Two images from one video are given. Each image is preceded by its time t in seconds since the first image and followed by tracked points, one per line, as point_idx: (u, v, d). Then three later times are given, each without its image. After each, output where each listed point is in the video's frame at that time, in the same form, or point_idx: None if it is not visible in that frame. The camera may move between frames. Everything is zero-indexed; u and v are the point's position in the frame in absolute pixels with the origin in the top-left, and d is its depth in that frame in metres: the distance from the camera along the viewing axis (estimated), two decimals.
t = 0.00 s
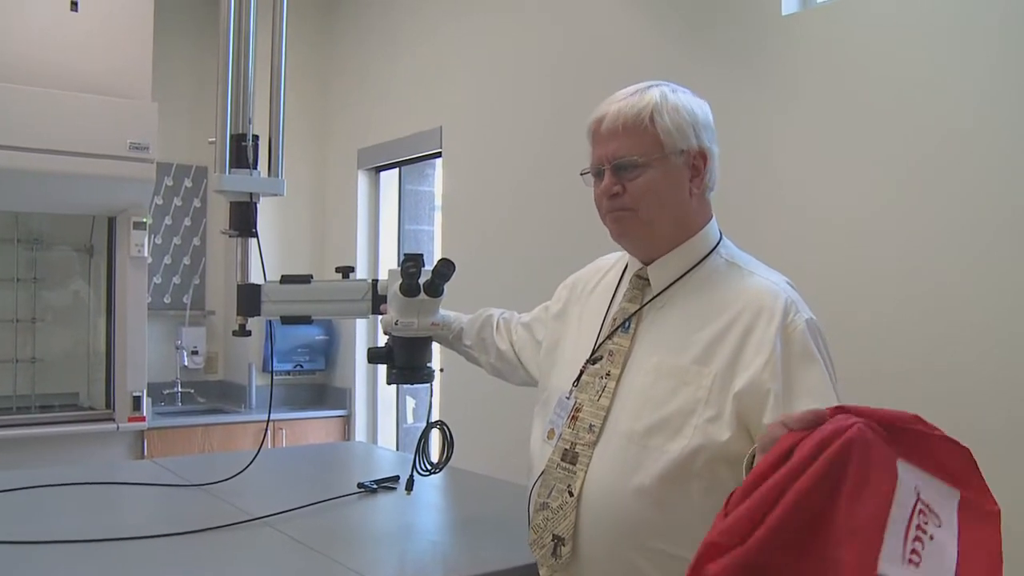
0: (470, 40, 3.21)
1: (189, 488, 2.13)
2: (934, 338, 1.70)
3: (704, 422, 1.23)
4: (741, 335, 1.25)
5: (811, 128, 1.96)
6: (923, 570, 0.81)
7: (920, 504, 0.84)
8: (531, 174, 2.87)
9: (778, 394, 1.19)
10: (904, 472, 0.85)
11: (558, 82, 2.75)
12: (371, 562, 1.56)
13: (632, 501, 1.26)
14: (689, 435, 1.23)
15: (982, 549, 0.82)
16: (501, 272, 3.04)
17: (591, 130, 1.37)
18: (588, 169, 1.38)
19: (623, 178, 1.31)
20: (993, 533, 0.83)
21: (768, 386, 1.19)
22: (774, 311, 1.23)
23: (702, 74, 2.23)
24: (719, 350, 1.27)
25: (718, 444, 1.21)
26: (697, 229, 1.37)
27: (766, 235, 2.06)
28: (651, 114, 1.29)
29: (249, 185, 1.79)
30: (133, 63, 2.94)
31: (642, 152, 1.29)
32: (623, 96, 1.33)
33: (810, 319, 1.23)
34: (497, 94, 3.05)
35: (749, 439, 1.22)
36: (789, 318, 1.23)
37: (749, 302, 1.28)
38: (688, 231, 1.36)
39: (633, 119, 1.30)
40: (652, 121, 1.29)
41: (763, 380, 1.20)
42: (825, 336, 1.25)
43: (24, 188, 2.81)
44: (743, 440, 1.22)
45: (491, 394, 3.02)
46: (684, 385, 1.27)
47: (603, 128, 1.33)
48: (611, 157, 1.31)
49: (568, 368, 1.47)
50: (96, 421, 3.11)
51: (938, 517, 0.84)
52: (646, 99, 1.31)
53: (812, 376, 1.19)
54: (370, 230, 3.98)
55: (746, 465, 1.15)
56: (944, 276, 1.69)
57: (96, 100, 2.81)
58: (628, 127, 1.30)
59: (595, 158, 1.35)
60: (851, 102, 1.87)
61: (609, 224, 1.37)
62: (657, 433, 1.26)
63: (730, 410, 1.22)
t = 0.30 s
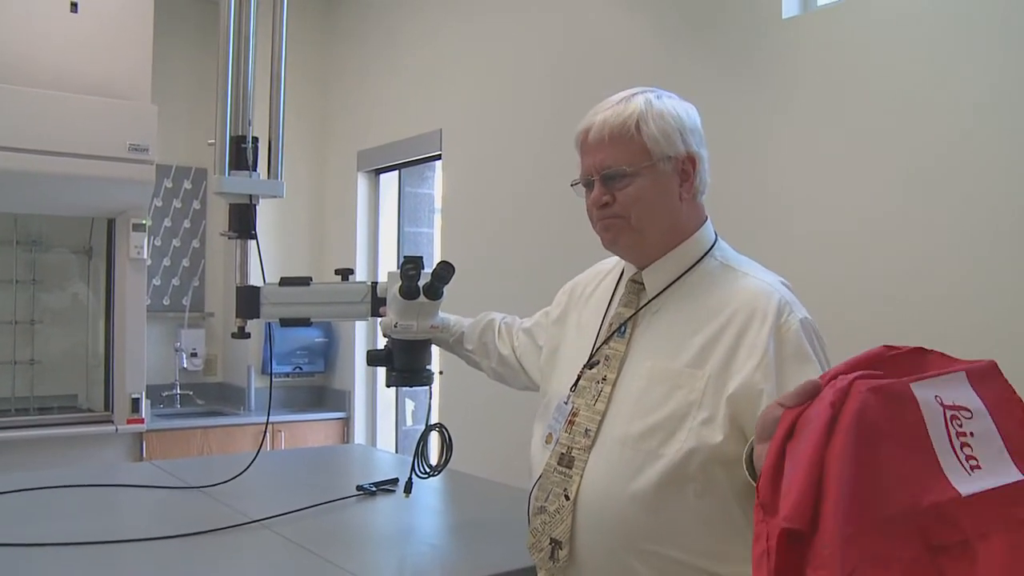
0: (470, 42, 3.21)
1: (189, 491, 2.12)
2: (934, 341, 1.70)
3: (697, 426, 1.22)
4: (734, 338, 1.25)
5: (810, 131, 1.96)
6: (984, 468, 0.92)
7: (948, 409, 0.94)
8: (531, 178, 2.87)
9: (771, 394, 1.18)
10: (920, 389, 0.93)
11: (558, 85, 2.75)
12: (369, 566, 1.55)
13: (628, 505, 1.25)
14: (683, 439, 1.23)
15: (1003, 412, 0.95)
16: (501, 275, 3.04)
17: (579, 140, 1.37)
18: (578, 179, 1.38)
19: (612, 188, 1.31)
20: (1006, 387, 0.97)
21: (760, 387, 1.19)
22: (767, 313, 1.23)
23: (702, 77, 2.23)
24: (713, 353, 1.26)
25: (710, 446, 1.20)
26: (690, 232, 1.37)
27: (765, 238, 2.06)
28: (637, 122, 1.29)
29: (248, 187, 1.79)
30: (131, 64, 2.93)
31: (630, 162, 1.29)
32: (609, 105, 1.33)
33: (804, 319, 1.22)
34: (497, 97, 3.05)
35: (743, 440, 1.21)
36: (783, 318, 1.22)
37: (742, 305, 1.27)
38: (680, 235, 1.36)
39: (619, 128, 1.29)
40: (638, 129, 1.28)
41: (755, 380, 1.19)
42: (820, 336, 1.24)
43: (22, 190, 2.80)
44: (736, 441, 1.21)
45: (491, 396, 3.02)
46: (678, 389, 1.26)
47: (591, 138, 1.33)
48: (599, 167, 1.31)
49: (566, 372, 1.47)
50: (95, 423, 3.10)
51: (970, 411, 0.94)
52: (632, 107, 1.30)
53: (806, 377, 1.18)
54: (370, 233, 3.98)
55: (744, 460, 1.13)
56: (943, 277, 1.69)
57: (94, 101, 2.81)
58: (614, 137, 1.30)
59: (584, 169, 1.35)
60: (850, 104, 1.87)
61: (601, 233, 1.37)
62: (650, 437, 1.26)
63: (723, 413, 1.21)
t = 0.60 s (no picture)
0: (468, 48, 3.22)
1: (188, 497, 2.12)
2: (935, 343, 1.70)
3: (689, 429, 1.22)
4: (726, 340, 1.25)
5: (808, 134, 1.96)
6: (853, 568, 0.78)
7: (828, 494, 0.79)
8: (530, 183, 2.88)
9: (761, 397, 1.18)
10: (799, 470, 0.79)
11: (557, 89, 2.76)
12: (368, 570, 1.55)
13: (624, 508, 1.25)
14: (676, 442, 1.23)
15: (907, 506, 0.80)
16: (500, 279, 3.04)
17: (580, 140, 1.36)
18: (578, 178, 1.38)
19: (610, 190, 1.30)
20: (922, 469, 0.81)
21: (752, 389, 1.18)
22: (758, 314, 1.23)
23: (699, 81, 2.24)
24: (705, 355, 1.26)
25: (703, 449, 1.21)
26: (685, 234, 1.37)
27: (764, 242, 2.06)
28: (639, 125, 1.28)
29: (245, 193, 1.79)
30: (130, 71, 2.94)
31: (629, 164, 1.28)
32: (612, 106, 1.32)
33: (798, 320, 1.22)
34: (496, 102, 3.05)
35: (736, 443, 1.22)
36: (775, 319, 1.22)
37: (733, 307, 1.27)
38: (676, 237, 1.36)
39: (620, 130, 1.29)
40: (639, 132, 1.28)
41: (747, 383, 1.19)
42: (816, 337, 1.23)
43: (21, 196, 2.81)
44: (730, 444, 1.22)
45: (491, 401, 3.02)
46: (671, 392, 1.26)
47: (592, 138, 1.33)
48: (598, 168, 1.31)
49: (564, 377, 1.48)
50: (95, 429, 3.10)
51: (858, 495, 0.80)
52: (635, 109, 1.30)
53: (799, 379, 1.17)
54: (369, 238, 3.98)
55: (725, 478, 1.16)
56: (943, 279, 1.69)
57: (93, 108, 2.81)
58: (615, 139, 1.30)
59: (584, 169, 1.34)
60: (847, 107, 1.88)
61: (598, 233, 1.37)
62: (644, 439, 1.26)
63: (716, 415, 1.21)
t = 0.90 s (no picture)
0: (470, 46, 3.21)
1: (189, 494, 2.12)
2: (935, 343, 1.69)
3: (693, 428, 1.21)
4: (731, 339, 1.24)
5: (809, 133, 1.95)
6: None
7: None
8: (532, 181, 2.87)
9: (763, 398, 1.17)
10: None
11: (558, 87, 2.75)
12: (369, 569, 1.55)
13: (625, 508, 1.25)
14: (681, 441, 1.22)
15: None
16: (502, 278, 3.04)
17: (596, 132, 1.34)
18: (592, 171, 1.35)
19: (632, 183, 1.28)
20: None
21: (755, 389, 1.18)
22: (763, 314, 1.22)
23: (701, 80, 2.23)
24: (711, 354, 1.25)
25: (709, 450, 1.21)
26: (695, 232, 1.37)
27: (765, 241, 2.06)
28: (663, 120, 1.27)
29: (247, 191, 1.79)
30: (132, 68, 2.94)
31: (652, 158, 1.27)
32: (632, 101, 1.31)
33: (803, 321, 1.21)
34: (498, 100, 3.05)
35: (738, 444, 1.22)
36: (779, 319, 1.21)
37: (738, 306, 1.26)
38: (687, 235, 1.36)
39: (644, 124, 1.27)
40: (663, 127, 1.27)
41: (751, 383, 1.18)
42: (821, 338, 1.23)
43: (23, 194, 2.81)
44: (733, 447, 1.22)
45: (493, 399, 3.02)
46: (677, 391, 1.25)
47: (612, 131, 1.30)
48: (619, 161, 1.29)
49: (567, 374, 1.48)
50: (97, 427, 3.10)
51: None
52: (656, 105, 1.29)
53: (798, 380, 1.16)
54: (371, 236, 3.98)
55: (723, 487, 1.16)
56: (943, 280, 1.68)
57: (95, 105, 2.81)
58: (638, 132, 1.28)
59: (602, 161, 1.32)
60: (848, 106, 1.87)
61: (613, 227, 1.35)
62: (649, 438, 1.25)
63: (720, 415, 1.21)
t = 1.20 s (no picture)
0: (471, 45, 3.21)
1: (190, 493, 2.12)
2: (936, 343, 1.69)
3: (701, 429, 1.21)
4: (739, 340, 1.23)
5: (810, 132, 1.95)
6: None
7: None
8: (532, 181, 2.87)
9: (770, 398, 1.17)
10: None
11: (559, 87, 2.75)
12: (370, 568, 1.55)
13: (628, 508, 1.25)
14: (688, 441, 1.22)
15: None
16: (502, 277, 3.04)
17: (608, 129, 1.33)
18: (602, 167, 1.34)
19: (645, 180, 1.28)
20: None
21: (762, 389, 1.17)
22: (770, 315, 1.22)
23: (702, 79, 2.22)
24: (718, 354, 1.25)
25: (715, 452, 1.20)
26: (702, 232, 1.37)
27: (766, 241, 2.05)
28: (677, 118, 1.27)
29: (249, 189, 1.79)
30: (133, 66, 2.94)
31: (666, 156, 1.27)
32: (645, 98, 1.31)
33: (810, 322, 1.21)
34: (499, 99, 3.05)
35: (744, 445, 1.22)
36: (786, 320, 1.21)
37: (745, 307, 1.26)
38: (695, 235, 1.36)
39: (659, 122, 1.27)
40: (678, 125, 1.27)
41: (758, 384, 1.18)
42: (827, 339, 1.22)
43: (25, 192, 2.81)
44: (739, 448, 1.21)
45: (493, 398, 3.01)
46: (684, 392, 1.25)
47: (625, 128, 1.30)
48: (633, 157, 1.28)
49: (570, 374, 1.47)
50: (98, 425, 3.11)
51: None
52: (670, 104, 1.29)
53: (803, 380, 1.16)
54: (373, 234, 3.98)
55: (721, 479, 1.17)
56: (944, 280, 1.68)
57: (96, 103, 2.81)
58: (653, 129, 1.28)
59: (614, 158, 1.31)
60: (849, 106, 1.86)
61: (623, 224, 1.34)
62: (655, 438, 1.25)
63: (727, 416, 1.20)
